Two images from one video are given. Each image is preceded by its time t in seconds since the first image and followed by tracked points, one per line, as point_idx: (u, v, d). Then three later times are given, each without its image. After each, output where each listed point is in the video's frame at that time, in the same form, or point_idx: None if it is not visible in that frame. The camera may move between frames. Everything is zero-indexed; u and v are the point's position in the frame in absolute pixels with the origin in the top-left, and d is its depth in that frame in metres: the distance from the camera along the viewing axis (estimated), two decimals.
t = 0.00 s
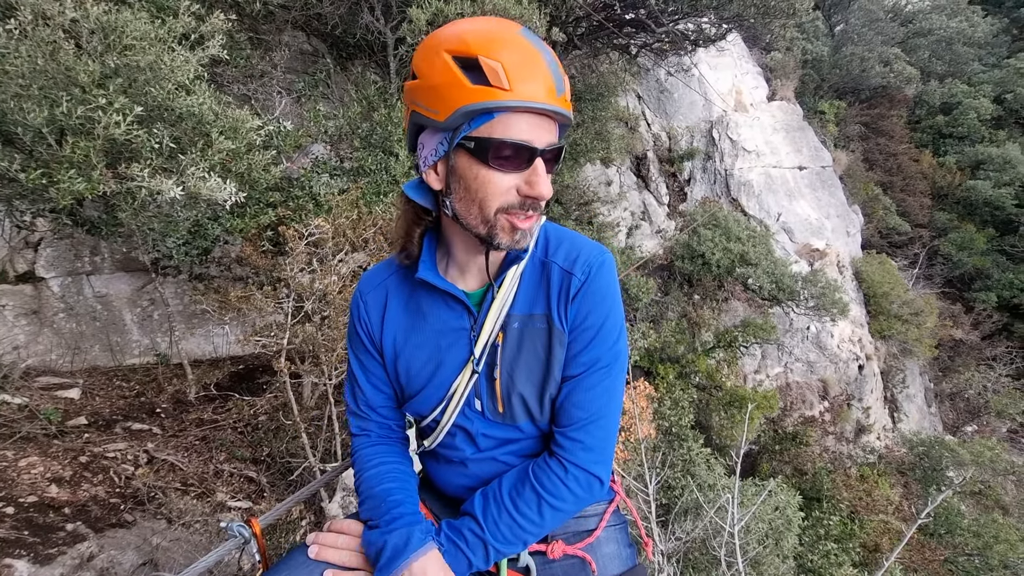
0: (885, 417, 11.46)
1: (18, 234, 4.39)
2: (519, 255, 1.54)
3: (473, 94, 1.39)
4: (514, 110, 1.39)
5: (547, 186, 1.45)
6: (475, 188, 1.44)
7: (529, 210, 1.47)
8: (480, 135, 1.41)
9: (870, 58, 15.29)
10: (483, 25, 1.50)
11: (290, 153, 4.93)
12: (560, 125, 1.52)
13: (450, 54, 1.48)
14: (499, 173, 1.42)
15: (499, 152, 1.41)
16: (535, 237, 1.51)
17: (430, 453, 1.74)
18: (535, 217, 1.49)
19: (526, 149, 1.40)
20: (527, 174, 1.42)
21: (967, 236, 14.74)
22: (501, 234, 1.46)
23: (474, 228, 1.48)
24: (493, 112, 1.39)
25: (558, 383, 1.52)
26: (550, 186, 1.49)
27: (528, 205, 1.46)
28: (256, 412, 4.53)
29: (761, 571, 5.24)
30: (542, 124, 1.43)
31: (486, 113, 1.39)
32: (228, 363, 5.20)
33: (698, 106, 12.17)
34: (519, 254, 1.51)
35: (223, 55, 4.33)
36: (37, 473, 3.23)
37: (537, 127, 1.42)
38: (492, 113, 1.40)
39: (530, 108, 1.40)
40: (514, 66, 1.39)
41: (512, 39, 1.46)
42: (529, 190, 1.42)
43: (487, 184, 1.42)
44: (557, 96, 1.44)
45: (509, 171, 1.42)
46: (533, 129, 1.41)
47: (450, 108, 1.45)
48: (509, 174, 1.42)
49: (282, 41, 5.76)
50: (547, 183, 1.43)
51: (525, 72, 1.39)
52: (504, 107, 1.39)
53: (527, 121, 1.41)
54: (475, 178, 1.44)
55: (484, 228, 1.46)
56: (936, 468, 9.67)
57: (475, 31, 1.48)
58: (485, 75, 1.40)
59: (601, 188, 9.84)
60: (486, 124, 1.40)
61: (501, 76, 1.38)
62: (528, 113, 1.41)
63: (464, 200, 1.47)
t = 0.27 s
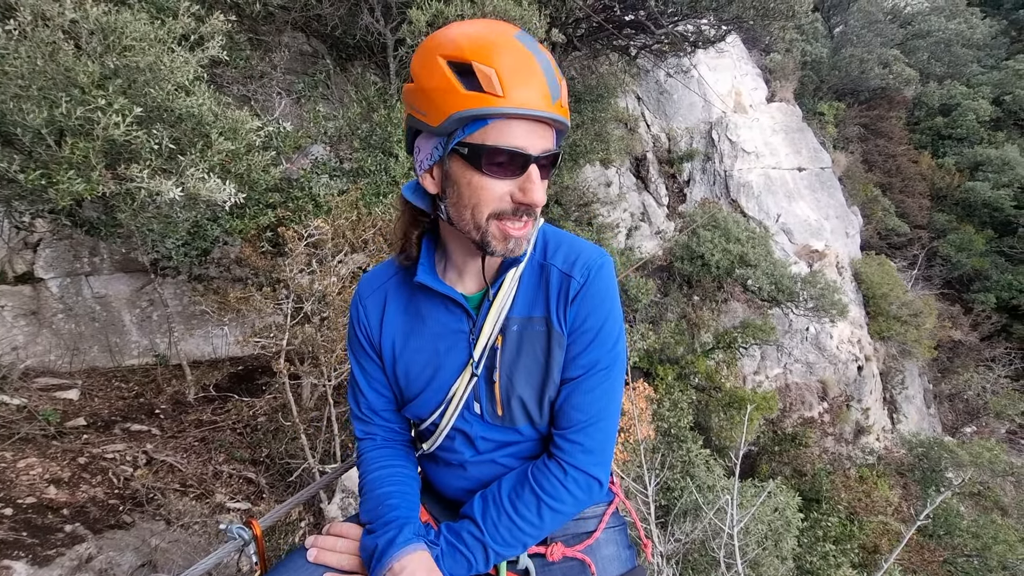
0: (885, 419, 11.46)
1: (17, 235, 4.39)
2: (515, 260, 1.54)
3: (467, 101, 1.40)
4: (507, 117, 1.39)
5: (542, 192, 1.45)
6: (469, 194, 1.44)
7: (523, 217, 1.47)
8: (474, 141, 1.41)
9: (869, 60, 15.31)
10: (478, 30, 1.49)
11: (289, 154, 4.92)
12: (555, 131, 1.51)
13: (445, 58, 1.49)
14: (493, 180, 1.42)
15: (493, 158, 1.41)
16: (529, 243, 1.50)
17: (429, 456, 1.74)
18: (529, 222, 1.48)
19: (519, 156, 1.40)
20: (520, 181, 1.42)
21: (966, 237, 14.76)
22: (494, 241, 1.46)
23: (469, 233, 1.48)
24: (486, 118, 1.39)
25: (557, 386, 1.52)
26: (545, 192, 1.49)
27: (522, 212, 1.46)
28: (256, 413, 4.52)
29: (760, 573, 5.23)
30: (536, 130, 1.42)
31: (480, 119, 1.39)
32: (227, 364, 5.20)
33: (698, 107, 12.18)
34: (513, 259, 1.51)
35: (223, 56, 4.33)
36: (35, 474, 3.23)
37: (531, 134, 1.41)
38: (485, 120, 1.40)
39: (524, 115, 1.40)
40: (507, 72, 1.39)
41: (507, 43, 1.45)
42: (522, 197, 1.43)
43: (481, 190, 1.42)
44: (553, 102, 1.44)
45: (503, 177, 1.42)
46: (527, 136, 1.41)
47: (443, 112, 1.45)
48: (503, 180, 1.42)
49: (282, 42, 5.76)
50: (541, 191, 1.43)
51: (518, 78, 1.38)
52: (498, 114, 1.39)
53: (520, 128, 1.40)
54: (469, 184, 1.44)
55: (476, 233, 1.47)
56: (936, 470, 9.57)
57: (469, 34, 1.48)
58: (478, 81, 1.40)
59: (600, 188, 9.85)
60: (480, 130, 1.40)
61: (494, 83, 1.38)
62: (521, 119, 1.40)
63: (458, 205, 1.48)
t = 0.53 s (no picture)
0: (885, 420, 11.45)
1: (17, 236, 4.39)
2: (503, 261, 1.53)
3: (448, 102, 1.41)
4: (488, 119, 1.39)
5: (525, 195, 1.44)
6: (452, 196, 1.46)
7: (506, 219, 1.46)
8: (455, 142, 1.42)
9: (869, 61, 15.32)
10: (469, 32, 1.50)
11: (290, 155, 4.92)
12: (544, 134, 1.48)
13: (435, 61, 1.50)
14: (474, 182, 1.42)
15: (474, 160, 1.41)
16: (514, 246, 1.49)
17: (429, 458, 1.74)
18: (514, 225, 1.47)
19: (501, 159, 1.40)
20: (502, 184, 1.42)
21: (966, 238, 14.76)
22: (478, 242, 1.47)
23: (454, 234, 1.49)
24: (468, 120, 1.40)
25: (557, 388, 1.53)
26: (530, 195, 1.47)
27: (504, 214, 1.45)
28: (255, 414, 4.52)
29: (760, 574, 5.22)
30: (520, 134, 1.41)
31: (462, 122, 1.41)
32: (226, 365, 5.19)
33: (698, 108, 12.19)
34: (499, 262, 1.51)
35: (223, 57, 4.33)
36: (34, 476, 3.22)
37: (513, 137, 1.40)
38: (466, 123, 1.41)
39: (505, 118, 1.39)
40: (490, 74, 1.39)
41: (494, 46, 1.45)
42: (503, 200, 1.42)
43: (462, 192, 1.43)
44: (539, 105, 1.42)
45: (485, 180, 1.42)
46: (509, 139, 1.40)
47: (430, 115, 1.47)
48: (485, 183, 1.42)
49: (283, 43, 5.76)
50: (521, 195, 1.41)
51: (503, 82, 1.38)
52: (479, 116, 1.39)
53: (501, 132, 1.40)
54: (452, 186, 1.45)
55: (460, 234, 1.48)
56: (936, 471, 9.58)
57: (460, 37, 1.49)
58: (462, 85, 1.41)
59: (600, 189, 9.86)
60: (462, 133, 1.41)
61: (477, 85, 1.38)
62: (503, 122, 1.39)
63: (443, 206, 1.50)
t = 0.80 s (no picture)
0: (884, 420, 11.46)
1: (16, 236, 4.39)
2: (502, 255, 1.54)
3: (447, 95, 1.42)
4: (487, 111, 1.40)
5: (524, 188, 1.44)
6: (451, 188, 1.45)
7: (506, 212, 1.46)
8: (455, 135, 1.42)
9: (869, 61, 15.32)
10: (469, 29, 1.52)
11: (289, 155, 4.92)
12: (542, 128, 1.49)
13: (435, 57, 1.52)
14: (474, 174, 1.43)
15: (474, 152, 1.42)
16: (514, 239, 1.50)
17: (429, 457, 1.74)
18: (514, 218, 1.47)
19: (500, 151, 1.41)
20: (502, 175, 1.42)
21: (965, 238, 14.76)
22: (478, 235, 1.46)
23: (454, 227, 1.49)
24: (468, 113, 1.40)
25: (556, 386, 1.53)
26: (530, 189, 1.47)
27: (504, 207, 1.45)
28: (255, 414, 4.52)
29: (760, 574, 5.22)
30: (518, 126, 1.42)
31: (461, 114, 1.41)
32: (226, 364, 5.19)
33: (698, 109, 12.19)
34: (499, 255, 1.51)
35: (223, 57, 4.32)
36: (33, 475, 3.22)
37: (512, 129, 1.41)
38: (465, 115, 1.41)
39: (504, 110, 1.40)
40: (489, 67, 1.40)
41: (494, 41, 1.46)
42: (504, 191, 1.42)
43: (462, 184, 1.43)
44: (537, 98, 1.43)
45: (485, 172, 1.42)
46: (508, 131, 1.40)
47: (429, 109, 1.48)
48: (484, 175, 1.43)
49: (282, 42, 5.76)
50: (521, 186, 1.42)
51: (503, 75, 1.39)
52: (477, 109, 1.40)
53: (501, 124, 1.40)
54: (451, 178, 1.45)
55: (460, 226, 1.48)
56: (935, 471, 9.58)
57: (460, 34, 1.50)
58: (461, 77, 1.42)
59: (600, 189, 9.87)
60: (461, 125, 1.42)
61: (477, 78, 1.39)
62: (502, 114, 1.40)
63: (443, 200, 1.50)
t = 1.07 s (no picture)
0: (885, 420, 11.45)
1: (17, 236, 4.39)
2: (492, 255, 1.53)
3: (436, 96, 1.43)
4: (473, 113, 1.40)
5: (510, 191, 1.42)
6: (439, 189, 1.47)
7: (491, 215, 1.45)
8: (442, 136, 1.43)
9: (869, 61, 15.29)
10: (463, 30, 1.52)
11: (289, 155, 4.92)
12: (532, 129, 1.47)
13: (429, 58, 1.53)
14: (460, 176, 1.43)
15: (460, 153, 1.42)
16: (501, 242, 1.48)
17: (429, 456, 1.74)
18: (501, 220, 1.46)
19: (485, 153, 1.40)
20: (487, 177, 1.41)
21: (965, 237, 14.75)
22: (465, 236, 1.47)
23: (442, 227, 1.50)
24: (454, 115, 1.41)
25: (556, 383, 1.53)
26: (518, 192, 1.45)
27: (490, 209, 1.44)
28: (255, 414, 4.52)
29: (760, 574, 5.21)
30: (505, 128, 1.41)
31: (448, 116, 1.42)
32: (226, 364, 5.19)
33: (698, 108, 12.18)
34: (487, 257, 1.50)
35: (223, 56, 4.32)
36: (34, 475, 3.22)
37: (496, 132, 1.40)
38: (453, 116, 1.42)
39: (490, 113, 1.39)
40: (476, 69, 1.40)
41: (485, 42, 1.46)
42: (488, 194, 1.41)
43: (449, 185, 1.44)
44: (525, 100, 1.41)
45: (471, 174, 1.42)
46: (493, 133, 1.40)
47: (421, 110, 1.50)
48: (471, 177, 1.43)
49: (282, 42, 5.76)
50: (506, 189, 1.40)
51: (490, 77, 1.38)
52: (465, 110, 1.41)
53: (487, 126, 1.40)
54: (439, 178, 1.46)
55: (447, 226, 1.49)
56: (935, 470, 9.58)
57: (454, 35, 1.51)
58: (450, 79, 1.43)
59: (600, 189, 9.87)
60: (448, 126, 1.42)
61: (464, 80, 1.40)
62: (488, 116, 1.39)
63: (433, 199, 1.51)
